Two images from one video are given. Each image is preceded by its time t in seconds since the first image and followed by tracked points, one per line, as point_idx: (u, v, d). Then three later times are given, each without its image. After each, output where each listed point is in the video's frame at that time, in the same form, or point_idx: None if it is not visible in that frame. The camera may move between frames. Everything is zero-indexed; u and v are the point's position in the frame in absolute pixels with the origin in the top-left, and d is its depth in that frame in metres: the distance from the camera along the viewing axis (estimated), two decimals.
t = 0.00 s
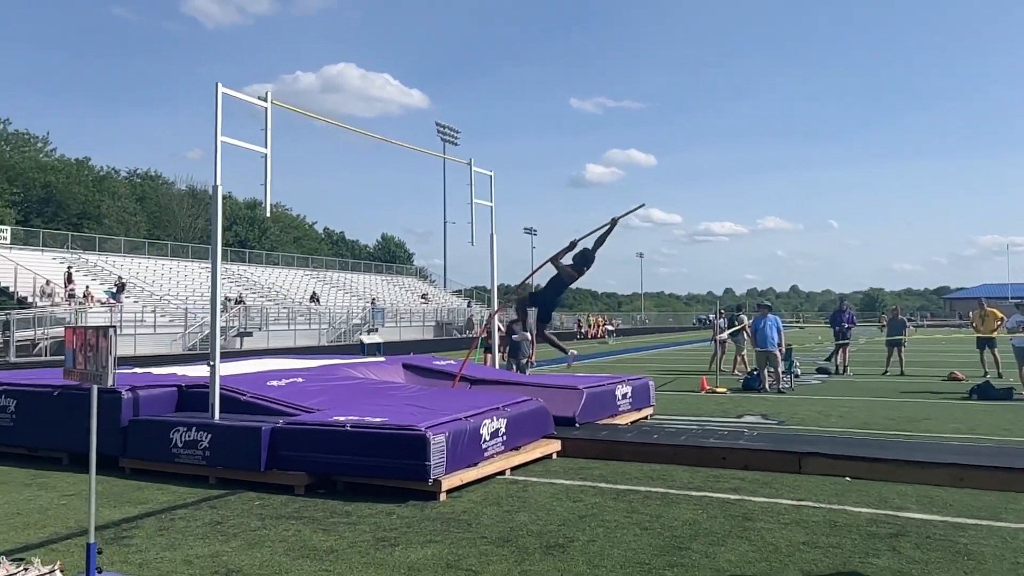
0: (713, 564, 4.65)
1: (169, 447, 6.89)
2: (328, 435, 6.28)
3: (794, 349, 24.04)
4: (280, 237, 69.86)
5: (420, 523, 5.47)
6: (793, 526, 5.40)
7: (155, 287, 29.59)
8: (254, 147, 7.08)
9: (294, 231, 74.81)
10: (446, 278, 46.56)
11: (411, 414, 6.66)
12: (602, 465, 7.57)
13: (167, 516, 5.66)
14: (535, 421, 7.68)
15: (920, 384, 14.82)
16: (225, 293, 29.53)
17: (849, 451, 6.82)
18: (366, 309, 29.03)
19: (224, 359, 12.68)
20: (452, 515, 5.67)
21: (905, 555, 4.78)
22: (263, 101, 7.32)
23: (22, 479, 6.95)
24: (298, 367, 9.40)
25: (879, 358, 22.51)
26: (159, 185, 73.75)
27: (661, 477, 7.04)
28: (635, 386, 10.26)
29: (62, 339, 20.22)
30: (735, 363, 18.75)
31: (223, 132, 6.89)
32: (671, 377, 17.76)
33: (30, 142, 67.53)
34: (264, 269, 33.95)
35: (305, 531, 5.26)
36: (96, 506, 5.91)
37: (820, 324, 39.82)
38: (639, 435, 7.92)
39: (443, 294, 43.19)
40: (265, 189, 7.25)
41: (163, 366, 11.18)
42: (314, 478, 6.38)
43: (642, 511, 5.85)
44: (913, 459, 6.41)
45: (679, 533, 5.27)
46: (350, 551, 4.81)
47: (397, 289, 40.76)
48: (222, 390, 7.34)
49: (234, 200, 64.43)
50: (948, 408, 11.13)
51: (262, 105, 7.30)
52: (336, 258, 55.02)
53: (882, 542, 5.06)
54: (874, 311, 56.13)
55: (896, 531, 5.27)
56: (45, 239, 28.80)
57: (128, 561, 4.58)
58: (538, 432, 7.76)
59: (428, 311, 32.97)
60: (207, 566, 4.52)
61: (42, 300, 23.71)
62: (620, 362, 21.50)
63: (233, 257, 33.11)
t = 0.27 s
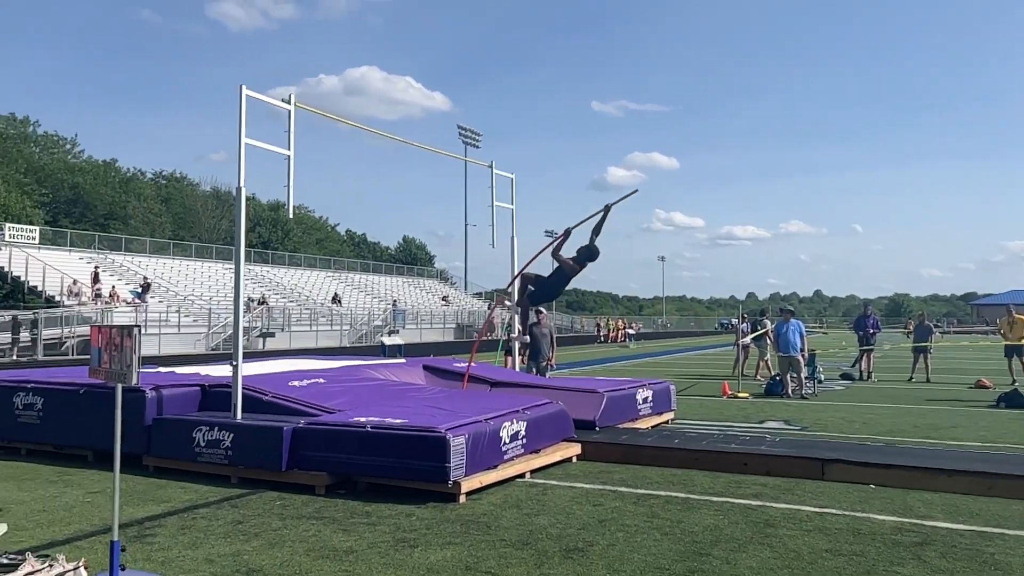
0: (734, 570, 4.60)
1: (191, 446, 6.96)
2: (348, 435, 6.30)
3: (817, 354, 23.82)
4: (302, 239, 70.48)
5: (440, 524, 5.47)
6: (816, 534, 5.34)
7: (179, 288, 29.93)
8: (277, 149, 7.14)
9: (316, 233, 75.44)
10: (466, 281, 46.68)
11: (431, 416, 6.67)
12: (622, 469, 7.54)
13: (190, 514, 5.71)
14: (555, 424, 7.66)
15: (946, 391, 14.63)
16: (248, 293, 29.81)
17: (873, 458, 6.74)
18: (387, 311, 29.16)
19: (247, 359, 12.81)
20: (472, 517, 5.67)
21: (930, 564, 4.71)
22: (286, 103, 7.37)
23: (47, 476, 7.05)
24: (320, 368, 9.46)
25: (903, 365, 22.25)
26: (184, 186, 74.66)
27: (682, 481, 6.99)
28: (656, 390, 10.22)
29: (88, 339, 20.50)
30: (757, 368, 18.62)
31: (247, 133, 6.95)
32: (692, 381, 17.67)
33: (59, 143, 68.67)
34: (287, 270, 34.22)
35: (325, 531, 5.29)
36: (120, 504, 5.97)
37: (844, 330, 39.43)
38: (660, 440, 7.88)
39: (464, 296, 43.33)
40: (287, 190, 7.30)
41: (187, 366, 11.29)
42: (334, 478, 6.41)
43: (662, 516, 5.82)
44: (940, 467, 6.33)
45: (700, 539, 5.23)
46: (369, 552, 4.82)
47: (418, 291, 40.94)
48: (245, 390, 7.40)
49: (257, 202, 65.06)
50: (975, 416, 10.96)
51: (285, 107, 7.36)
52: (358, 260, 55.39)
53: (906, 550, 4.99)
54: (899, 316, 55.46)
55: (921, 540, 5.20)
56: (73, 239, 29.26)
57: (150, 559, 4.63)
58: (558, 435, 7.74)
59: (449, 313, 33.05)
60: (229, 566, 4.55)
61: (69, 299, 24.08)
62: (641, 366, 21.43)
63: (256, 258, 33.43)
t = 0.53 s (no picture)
0: (747, 570, 4.58)
1: (206, 441, 7.00)
2: (361, 432, 6.32)
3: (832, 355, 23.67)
4: (317, 236, 70.84)
5: (452, 521, 5.48)
6: (830, 535, 5.31)
7: (195, 284, 30.14)
8: (292, 146, 7.17)
9: (331, 230, 75.72)
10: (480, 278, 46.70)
11: (443, 413, 6.67)
12: (635, 468, 7.52)
13: (204, 509, 5.74)
14: (567, 423, 7.65)
15: (963, 392, 14.49)
16: (263, 290, 29.97)
17: (888, 459, 6.69)
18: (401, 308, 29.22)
19: (261, 356, 12.87)
20: (484, 514, 5.67)
21: (946, 566, 4.67)
22: (302, 100, 7.40)
23: (64, 470, 7.12)
24: (333, 365, 9.49)
25: (920, 366, 22.06)
26: (200, 183, 75.19)
27: (695, 481, 6.96)
28: (670, 389, 10.18)
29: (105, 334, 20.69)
30: (772, 368, 18.51)
31: (262, 130, 6.98)
32: (706, 381, 17.60)
33: (78, 140, 69.33)
34: (302, 267, 34.36)
35: (337, 527, 5.31)
36: (135, 498, 6.02)
37: (860, 330, 39.17)
38: (673, 439, 7.85)
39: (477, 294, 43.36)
40: (302, 187, 7.33)
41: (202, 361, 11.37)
42: (347, 474, 6.43)
43: (675, 515, 5.80)
44: (956, 469, 6.27)
45: (713, 539, 5.21)
46: (381, 548, 4.83)
47: (432, 289, 41.01)
48: (259, 386, 7.43)
49: (273, 199, 65.43)
50: (993, 417, 10.86)
51: (301, 104, 7.38)
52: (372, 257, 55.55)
53: (921, 552, 4.95)
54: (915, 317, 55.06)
55: (937, 542, 5.15)
56: (90, 235, 29.52)
57: (164, 553, 4.66)
58: (571, 433, 7.73)
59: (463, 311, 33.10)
60: (242, 560, 4.58)
61: (87, 295, 24.30)
62: (655, 365, 21.37)
63: (271, 255, 33.59)
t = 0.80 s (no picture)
0: (755, 568, 4.57)
1: (215, 436, 7.03)
2: (370, 427, 6.34)
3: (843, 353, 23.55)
4: (327, 231, 71.11)
5: (460, 517, 5.48)
6: (839, 533, 5.28)
7: (206, 279, 30.29)
8: (302, 141, 7.18)
9: (341, 226, 75.92)
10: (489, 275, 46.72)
11: (452, 409, 6.68)
12: (643, 466, 7.51)
13: (213, 504, 5.77)
14: (576, 419, 7.64)
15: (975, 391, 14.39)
16: (274, 285, 30.09)
17: (898, 458, 6.65)
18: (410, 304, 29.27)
19: (271, 351, 12.92)
20: (492, 510, 5.67)
21: (956, 565, 4.64)
22: (312, 96, 7.40)
23: (76, 464, 7.17)
24: (343, 360, 9.52)
25: (931, 364, 21.93)
26: (211, 179, 75.57)
27: (704, 479, 6.95)
28: (679, 387, 10.16)
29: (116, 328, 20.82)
30: (782, 366, 18.43)
31: (272, 126, 6.99)
32: (716, 378, 17.54)
33: (91, 135, 69.80)
34: (312, 262, 34.45)
35: (346, 522, 5.32)
36: (145, 493, 6.06)
37: (871, 328, 38.96)
38: (682, 436, 7.83)
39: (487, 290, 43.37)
40: (312, 183, 7.34)
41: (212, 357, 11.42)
42: (356, 469, 6.44)
43: (683, 513, 5.78)
44: (967, 468, 6.24)
45: (721, 537, 5.19)
46: (389, 543, 4.84)
47: (441, 285, 41.07)
48: (268, 381, 7.46)
49: (283, 194, 65.66)
50: (1005, 416, 10.79)
51: (311, 100, 7.39)
52: (382, 254, 55.66)
53: (931, 551, 4.92)
54: (927, 315, 54.80)
55: (947, 540, 5.12)
56: (103, 230, 29.70)
57: (174, 548, 4.69)
58: (579, 430, 7.72)
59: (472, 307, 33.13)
60: (250, 555, 4.60)
61: (99, 290, 24.45)
62: (664, 362, 21.32)
63: (281, 251, 33.71)
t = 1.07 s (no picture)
0: (762, 566, 4.56)
1: (223, 432, 7.05)
2: (377, 423, 6.35)
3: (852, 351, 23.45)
4: (335, 228, 71.30)
5: (466, 513, 5.49)
6: (846, 531, 5.27)
7: (215, 275, 30.39)
8: (310, 138, 7.19)
9: (349, 224, 76.07)
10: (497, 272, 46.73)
11: (459, 405, 6.69)
12: (650, 463, 7.50)
13: (221, 499, 5.79)
14: (583, 416, 7.64)
15: (985, 390, 14.32)
16: (282, 282, 30.18)
17: (907, 456, 6.62)
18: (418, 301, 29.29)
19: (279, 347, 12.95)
20: (498, 507, 5.67)
21: (964, 564, 4.62)
22: (320, 93, 7.41)
23: (85, 460, 7.20)
24: (350, 357, 9.53)
25: (941, 363, 21.82)
26: (219, 175, 75.85)
27: (711, 476, 6.93)
28: (686, 384, 10.14)
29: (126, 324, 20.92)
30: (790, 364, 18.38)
31: (281, 122, 7.00)
32: (724, 376, 17.50)
33: (100, 132, 70.15)
34: (321, 259, 34.51)
35: (353, 518, 5.33)
36: (154, 488, 6.08)
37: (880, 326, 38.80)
38: (690, 434, 7.82)
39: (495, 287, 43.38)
40: (320, 179, 7.35)
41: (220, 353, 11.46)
42: (363, 465, 6.46)
43: (690, 510, 5.77)
44: (977, 467, 6.20)
45: (728, 535, 5.18)
46: (396, 539, 4.85)
47: (449, 282, 41.10)
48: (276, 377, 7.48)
49: (292, 192, 65.83)
50: (1015, 415, 10.72)
51: (320, 97, 7.40)
52: (390, 251, 55.73)
53: (940, 549, 4.90)
54: (936, 313, 54.56)
55: (955, 539, 5.10)
56: (112, 226, 29.84)
57: (182, 543, 4.71)
58: (586, 427, 7.71)
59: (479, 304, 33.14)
60: (258, 551, 4.61)
61: (108, 286, 24.58)
62: (672, 359, 21.29)
63: (290, 248, 33.79)
